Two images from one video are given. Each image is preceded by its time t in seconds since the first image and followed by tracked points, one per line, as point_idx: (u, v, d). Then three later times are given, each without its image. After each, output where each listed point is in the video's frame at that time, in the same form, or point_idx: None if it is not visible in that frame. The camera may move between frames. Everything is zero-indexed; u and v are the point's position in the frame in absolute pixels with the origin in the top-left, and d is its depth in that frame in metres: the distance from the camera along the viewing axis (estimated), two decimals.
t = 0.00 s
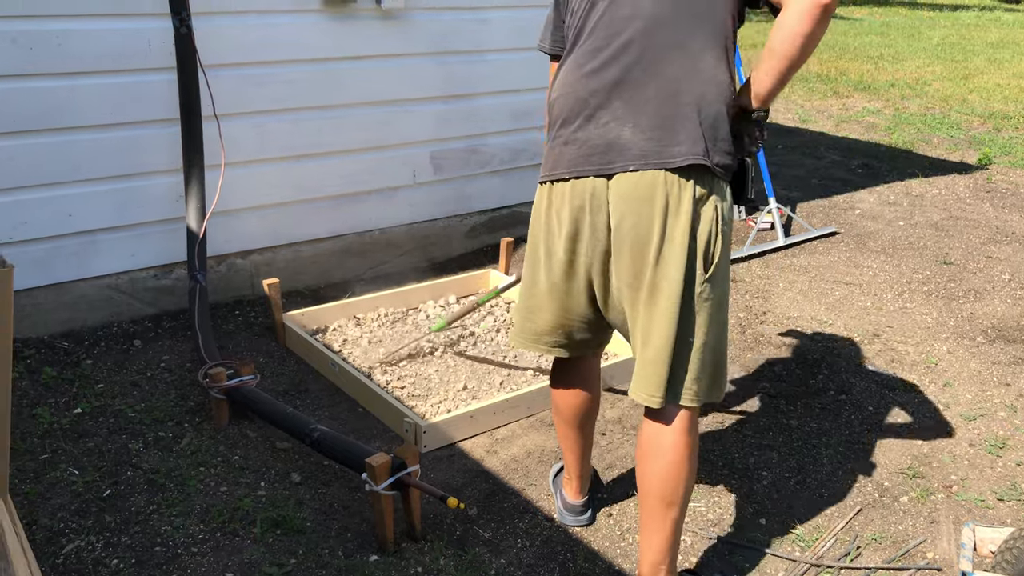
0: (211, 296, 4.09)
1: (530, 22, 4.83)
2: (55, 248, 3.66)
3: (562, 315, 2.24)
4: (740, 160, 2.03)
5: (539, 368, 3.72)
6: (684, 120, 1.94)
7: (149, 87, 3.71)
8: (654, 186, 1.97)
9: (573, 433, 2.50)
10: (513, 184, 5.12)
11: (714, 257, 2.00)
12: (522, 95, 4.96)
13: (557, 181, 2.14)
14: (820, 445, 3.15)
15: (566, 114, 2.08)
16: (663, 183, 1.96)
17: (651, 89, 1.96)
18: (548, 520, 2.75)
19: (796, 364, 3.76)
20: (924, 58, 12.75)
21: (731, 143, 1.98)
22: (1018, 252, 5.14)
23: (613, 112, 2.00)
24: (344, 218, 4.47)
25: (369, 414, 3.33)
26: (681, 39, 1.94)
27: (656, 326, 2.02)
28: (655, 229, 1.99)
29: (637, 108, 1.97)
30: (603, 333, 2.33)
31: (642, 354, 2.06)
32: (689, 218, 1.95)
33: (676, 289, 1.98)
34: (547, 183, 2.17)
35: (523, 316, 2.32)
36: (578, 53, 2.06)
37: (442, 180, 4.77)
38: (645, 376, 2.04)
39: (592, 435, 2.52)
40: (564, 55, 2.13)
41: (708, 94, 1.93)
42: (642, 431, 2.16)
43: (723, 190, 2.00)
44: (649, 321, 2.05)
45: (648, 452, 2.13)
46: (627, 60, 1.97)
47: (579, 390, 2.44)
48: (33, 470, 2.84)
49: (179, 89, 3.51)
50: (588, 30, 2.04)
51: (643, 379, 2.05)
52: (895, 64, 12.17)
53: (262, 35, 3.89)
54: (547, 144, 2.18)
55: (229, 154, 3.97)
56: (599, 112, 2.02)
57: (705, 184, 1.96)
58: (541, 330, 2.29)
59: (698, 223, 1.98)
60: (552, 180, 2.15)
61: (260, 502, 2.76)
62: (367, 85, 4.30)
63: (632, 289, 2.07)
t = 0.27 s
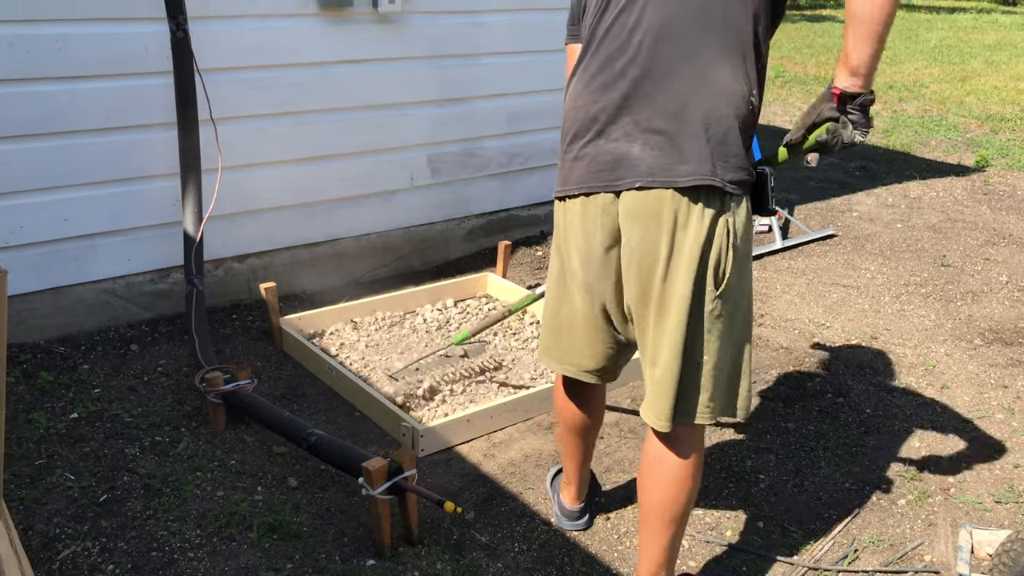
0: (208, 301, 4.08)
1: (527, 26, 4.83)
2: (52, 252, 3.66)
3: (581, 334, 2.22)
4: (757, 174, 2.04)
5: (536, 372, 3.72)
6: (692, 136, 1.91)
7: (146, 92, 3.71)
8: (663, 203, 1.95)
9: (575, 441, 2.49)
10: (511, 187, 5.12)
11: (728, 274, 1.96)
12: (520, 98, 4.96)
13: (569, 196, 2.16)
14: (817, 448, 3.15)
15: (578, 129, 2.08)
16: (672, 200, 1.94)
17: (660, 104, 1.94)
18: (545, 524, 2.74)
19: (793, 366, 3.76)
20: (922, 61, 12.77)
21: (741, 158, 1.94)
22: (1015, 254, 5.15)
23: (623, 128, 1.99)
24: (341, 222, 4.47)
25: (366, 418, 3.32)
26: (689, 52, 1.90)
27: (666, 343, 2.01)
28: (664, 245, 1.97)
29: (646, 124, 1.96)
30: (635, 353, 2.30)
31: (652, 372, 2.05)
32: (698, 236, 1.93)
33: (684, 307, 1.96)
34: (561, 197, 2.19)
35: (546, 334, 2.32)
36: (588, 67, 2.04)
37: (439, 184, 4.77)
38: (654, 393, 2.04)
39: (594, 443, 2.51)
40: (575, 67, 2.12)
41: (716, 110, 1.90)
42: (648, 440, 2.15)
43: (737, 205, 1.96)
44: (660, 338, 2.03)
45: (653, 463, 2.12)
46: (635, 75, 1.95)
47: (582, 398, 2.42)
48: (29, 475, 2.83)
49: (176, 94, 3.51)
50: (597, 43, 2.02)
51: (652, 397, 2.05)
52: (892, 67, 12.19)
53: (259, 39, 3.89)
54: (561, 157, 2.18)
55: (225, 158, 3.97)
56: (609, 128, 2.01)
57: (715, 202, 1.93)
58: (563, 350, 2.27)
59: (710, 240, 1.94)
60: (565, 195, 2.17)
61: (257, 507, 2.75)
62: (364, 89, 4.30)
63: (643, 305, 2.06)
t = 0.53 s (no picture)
0: (208, 302, 4.08)
1: (526, 27, 4.83)
2: (51, 254, 3.65)
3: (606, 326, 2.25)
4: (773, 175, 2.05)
5: (537, 372, 3.72)
6: (705, 141, 1.91)
7: (145, 93, 3.70)
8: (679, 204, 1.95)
9: (582, 438, 2.49)
10: (511, 188, 5.12)
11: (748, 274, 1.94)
12: (519, 99, 4.96)
13: (586, 198, 2.17)
14: (818, 447, 3.15)
15: (593, 130, 2.08)
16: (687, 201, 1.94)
17: (674, 107, 1.93)
18: (547, 525, 2.74)
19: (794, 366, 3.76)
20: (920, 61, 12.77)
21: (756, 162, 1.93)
22: (1015, 254, 5.15)
23: (637, 131, 1.99)
24: (341, 223, 4.47)
25: (367, 419, 3.32)
26: (703, 55, 1.89)
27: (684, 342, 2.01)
28: (679, 246, 1.97)
29: (659, 127, 1.95)
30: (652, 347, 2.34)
31: (670, 372, 2.04)
32: (715, 235, 1.93)
33: (701, 307, 1.96)
34: (577, 198, 2.20)
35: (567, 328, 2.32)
36: (603, 68, 2.04)
37: (439, 185, 4.77)
38: (673, 393, 2.04)
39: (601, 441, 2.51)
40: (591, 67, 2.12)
41: (730, 114, 1.89)
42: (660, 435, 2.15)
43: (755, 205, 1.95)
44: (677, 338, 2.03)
45: (661, 462, 2.12)
46: (649, 77, 1.95)
47: (592, 395, 2.43)
48: (29, 477, 2.83)
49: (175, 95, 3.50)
50: (612, 44, 2.01)
51: (670, 398, 2.05)
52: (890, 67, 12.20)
53: (258, 41, 3.89)
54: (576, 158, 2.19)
55: (224, 158, 3.96)
56: (623, 130, 2.01)
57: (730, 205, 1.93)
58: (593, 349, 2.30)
59: (727, 239, 1.94)
60: (582, 196, 2.18)
61: (257, 508, 2.74)
62: (363, 89, 4.30)
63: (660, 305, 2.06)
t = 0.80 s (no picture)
0: (210, 301, 4.08)
1: (527, 25, 4.83)
2: (53, 253, 3.65)
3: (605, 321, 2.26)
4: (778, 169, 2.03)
5: (539, 371, 3.72)
6: (713, 132, 1.91)
7: (147, 92, 3.70)
8: (680, 200, 1.95)
9: (585, 437, 2.50)
10: (512, 186, 5.12)
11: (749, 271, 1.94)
12: (520, 97, 4.96)
13: (588, 192, 2.16)
14: (820, 446, 3.15)
15: (597, 124, 2.07)
16: (688, 197, 1.94)
17: (680, 100, 1.93)
18: (549, 523, 2.74)
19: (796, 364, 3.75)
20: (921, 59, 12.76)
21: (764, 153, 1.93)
22: (1017, 252, 5.14)
23: (643, 124, 1.98)
24: (342, 222, 4.47)
25: (369, 418, 3.32)
26: (710, 47, 1.89)
27: (682, 337, 2.01)
28: (680, 241, 1.97)
29: (666, 120, 1.95)
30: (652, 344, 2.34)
31: (669, 365, 2.04)
32: (716, 230, 1.92)
33: (701, 303, 1.95)
34: (581, 194, 2.20)
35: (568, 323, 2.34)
36: (608, 62, 2.04)
37: (440, 183, 4.77)
38: (670, 387, 2.04)
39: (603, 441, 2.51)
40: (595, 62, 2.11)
41: (738, 105, 1.89)
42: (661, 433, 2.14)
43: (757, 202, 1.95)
44: (676, 332, 2.03)
45: (661, 460, 2.12)
46: (656, 70, 1.94)
47: (592, 395, 2.43)
48: (31, 476, 2.83)
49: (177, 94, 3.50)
50: (617, 38, 2.01)
51: (668, 392, 2.05)
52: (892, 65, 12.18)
53: (260, 40, 3.89)
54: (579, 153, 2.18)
55: (227, 157, 3.96)
56: (629, 123, 2.01)
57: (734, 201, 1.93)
58: (596, 346, 2.32)
59: (730, 236, 1.94)
60: (585, 191, 2.17)
61: (260, 507, 2.74)
62: (365, 88, 4.30)
63: (661, 300, 2.06)
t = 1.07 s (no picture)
0: (210, 300, 4.08)
1: (527, 24, 4.83)
2: (53, 252, 3.66)
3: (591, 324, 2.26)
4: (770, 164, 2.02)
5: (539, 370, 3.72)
6: (703, 130, 1.91)
7: (146, 91, 3.70)
8: (672, 198, 1.95)
9: (583, 436, 2.50)
10: (512, 185, 5.12)
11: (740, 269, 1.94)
12: (520, 96, 4.96)
13: (580, 191, 2.16)
14: (820, 444, 3.15)
15: (589, 123, 2.08)
16: (681, 196, 1.93)
17: (670, 98, 1.93)
18: (549, 521, 2.74)
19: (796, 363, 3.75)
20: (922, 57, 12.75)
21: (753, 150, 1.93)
22: (1017, 250, 5.14)
23: (634, 122, 1.99)
24: (342, 221, 4.47)
25: (369, 417, 3.32)
26: (699, 45, 1.90)
27: (676, 336, 2.01)
28: (672, 240, 1.97)
29: (657, 118, 1.95)
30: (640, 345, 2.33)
31: (663, 364, 2.04)
32: (708, 228, 1.92)
33: (694, 302, 1.96)
34: (573, 193, 2.20)
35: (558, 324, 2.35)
36: (600, 61, 2.05)
37: (441, 182, 4.77)
38: (665, 385, 2.04)
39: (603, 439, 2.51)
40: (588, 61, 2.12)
41: (727, 103, 1.89)
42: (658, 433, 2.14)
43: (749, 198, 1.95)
44: (669, 331, 2.03)
45: (659, 459, 2.12)
46: (646, 68, 1.95)
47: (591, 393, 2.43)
48: (32, 475, 2.84)
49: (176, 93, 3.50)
50: (609, 37, 2.02)
51: (663, 391, 2.05)
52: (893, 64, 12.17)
53: (259, 40, 3.89)
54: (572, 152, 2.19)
55: (226, 157, 3.97)
56: (620, 122, 2.01)
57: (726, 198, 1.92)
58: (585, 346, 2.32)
59: (721, 234, 1.94)
60: (577, 190, 2.17)
61: (260, 505, 2.75)
62: (364, 88, 4.30)
63: (653, 299, 2.06)
